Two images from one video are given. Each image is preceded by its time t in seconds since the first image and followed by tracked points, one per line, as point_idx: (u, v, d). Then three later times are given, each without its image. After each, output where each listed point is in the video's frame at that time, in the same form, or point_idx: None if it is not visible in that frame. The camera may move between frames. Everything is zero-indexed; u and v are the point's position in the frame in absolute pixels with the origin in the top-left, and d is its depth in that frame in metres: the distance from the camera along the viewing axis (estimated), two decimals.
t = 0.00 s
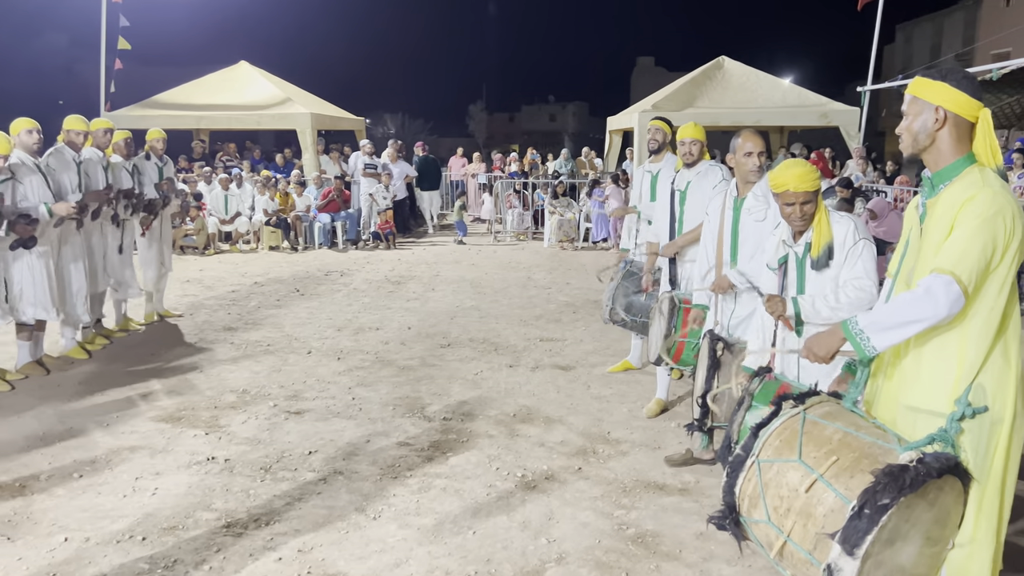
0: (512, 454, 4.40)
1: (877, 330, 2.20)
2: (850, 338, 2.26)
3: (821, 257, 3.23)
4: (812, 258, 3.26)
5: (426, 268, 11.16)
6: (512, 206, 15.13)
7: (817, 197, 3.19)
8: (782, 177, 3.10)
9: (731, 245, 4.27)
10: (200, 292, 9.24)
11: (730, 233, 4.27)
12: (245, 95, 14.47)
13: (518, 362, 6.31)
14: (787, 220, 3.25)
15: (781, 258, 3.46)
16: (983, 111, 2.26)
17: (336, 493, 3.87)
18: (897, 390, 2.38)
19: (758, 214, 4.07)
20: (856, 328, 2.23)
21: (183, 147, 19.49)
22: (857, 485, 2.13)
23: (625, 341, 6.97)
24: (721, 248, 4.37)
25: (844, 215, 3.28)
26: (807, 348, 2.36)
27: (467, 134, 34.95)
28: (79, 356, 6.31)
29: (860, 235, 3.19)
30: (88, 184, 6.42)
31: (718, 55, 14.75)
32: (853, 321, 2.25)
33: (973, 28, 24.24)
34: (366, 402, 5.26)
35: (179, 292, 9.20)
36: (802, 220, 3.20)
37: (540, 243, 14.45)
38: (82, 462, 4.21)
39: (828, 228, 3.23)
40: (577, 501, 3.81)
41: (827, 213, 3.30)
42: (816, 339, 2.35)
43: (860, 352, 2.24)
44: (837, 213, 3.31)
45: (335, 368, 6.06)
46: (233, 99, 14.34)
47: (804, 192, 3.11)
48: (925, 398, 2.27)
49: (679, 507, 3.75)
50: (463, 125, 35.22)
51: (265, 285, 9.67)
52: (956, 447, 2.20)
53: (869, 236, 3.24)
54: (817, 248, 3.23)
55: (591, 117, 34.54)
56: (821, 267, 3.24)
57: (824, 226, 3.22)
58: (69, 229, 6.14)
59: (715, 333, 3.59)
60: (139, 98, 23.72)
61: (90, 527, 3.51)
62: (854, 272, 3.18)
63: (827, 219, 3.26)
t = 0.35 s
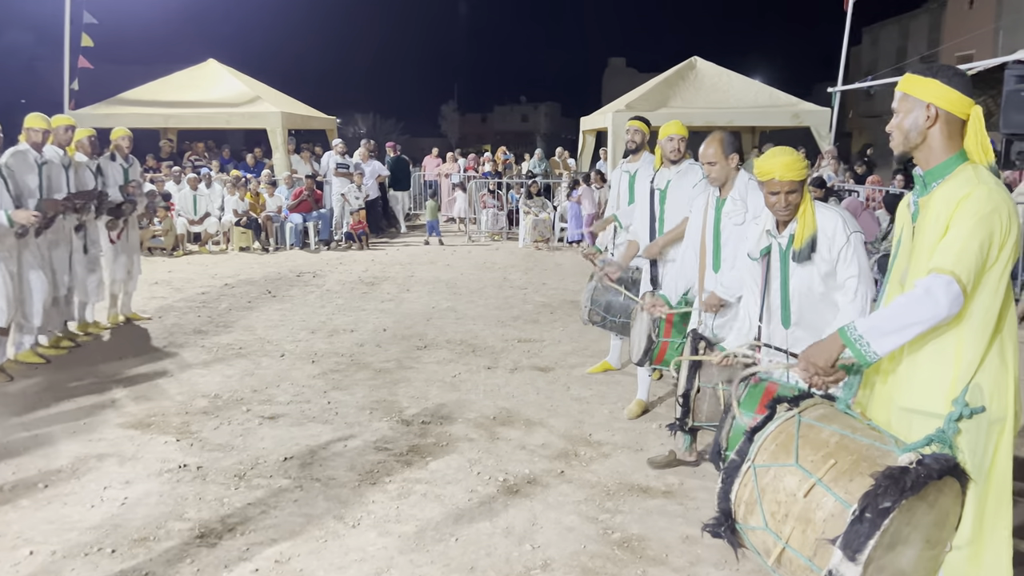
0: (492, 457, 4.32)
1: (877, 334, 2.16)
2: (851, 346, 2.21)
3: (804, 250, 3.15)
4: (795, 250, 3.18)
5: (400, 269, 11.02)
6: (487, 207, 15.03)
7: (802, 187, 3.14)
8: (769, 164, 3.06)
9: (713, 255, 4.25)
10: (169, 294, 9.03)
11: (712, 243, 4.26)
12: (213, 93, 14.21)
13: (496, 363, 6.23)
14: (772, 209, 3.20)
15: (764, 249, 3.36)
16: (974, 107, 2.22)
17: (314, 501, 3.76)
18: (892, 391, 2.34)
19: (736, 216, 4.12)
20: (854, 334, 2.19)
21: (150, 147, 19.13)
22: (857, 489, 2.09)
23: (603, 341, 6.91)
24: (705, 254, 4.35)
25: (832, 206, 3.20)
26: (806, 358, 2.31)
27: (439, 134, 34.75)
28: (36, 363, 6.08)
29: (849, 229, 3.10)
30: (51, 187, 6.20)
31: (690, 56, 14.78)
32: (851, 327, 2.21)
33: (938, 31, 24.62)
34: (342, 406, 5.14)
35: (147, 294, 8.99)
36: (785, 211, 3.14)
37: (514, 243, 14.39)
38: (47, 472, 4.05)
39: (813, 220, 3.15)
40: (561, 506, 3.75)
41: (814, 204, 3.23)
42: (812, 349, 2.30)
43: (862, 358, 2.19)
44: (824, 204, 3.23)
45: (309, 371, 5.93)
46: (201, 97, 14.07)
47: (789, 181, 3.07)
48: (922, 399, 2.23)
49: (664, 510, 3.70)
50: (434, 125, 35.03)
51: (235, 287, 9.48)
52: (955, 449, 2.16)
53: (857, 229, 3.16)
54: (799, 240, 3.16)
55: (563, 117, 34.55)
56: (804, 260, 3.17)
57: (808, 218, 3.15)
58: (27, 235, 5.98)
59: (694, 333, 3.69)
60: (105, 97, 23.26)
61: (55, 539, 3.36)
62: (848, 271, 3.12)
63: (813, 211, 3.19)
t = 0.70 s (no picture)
0: (468, 465, 4.22)
1: (866, 341, 2.11)
2: (838, 355, 2.17)
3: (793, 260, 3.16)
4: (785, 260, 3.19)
5: (366, 271, 10.87)
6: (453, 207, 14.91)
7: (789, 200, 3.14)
8: (755, 182, 3.03)
9: (689, 253, 4.21)
10: (128, 298, 8.77)
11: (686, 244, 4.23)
12: (172, 91, 13.87)
13: (468, 367, 6.14)
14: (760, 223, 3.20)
15: (750, 258, 3.38)
16: (963, 113, 2.20)
17: (284, 513, 3.64)
18: (882, 399, 2.30)
19: (709, 223, 4.09)
20: (842, 343, 2.15)
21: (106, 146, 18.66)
22: (852, 500, 2.05)
23: (575, 344, 6.86)
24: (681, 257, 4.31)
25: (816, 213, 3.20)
26: (798, 371, 2.27)
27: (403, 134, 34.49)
28: None
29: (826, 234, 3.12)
30: None
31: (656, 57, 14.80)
32: (839, 335, 2.17)
33: (894, 36, 25.07)
34: (310, 413, 5.01)
35: (104, 298, 8.72)
36: (774, 225, 3.15)
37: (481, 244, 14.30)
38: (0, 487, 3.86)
39: (799, 230, 3.15)
40: (539, 514, 3.67)
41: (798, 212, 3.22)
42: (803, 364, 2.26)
43: (849, 368, 2.15)
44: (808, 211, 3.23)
45: (276, 377, 5.78)
46: (159, 95, 13.72)
47: (777, 199, 3.06)
48: (913, 407, 2.19)
49: (645, 517, 3.64)
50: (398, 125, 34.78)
51: (197, 290, 9.24)
52: (948, 458, 2.13)
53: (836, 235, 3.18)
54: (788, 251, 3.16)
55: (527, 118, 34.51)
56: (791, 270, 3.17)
57: (796, 228, 3.15)
58: None
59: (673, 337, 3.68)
60: (57, 94, 22.64)
61: (10, 559, 3.19)
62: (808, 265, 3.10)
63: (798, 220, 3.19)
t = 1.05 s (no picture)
0: (461, 464, 4.16)
1: (875, 338, 2.07)
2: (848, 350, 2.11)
3: (792, 256, 3.08)
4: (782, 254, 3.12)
5: (355, 267, 10.77)
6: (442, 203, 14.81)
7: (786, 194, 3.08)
8: (751, 173, 2.97)
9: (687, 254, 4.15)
10: (112, 294, 8.65)
11: (684, 244, 4.17)
12: (157, 84, 13.70)
13: (460, 364, 6.07)
14: (757, 218, 3.15)
15: (751, 256, 3.29)
16: (977, 106, 2.15)
17: (275, 513, 3.56)
18: (892, 397, 2.26)
19: (708, 219, 4.03)
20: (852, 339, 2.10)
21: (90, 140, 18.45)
22: (862, 501, 2.00)
23: (567, 341, 6.81)
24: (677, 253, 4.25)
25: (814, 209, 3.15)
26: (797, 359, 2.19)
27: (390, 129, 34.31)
28: None
29: (829, 232, 3.07)
30: None
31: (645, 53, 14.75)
32: (850, 334, 2.11)
33: (880, 32, 25.15)
34: (300, 411, 4.93)
35: (88, 294, 8.59)
36: (771, 219, 3.09)
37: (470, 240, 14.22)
38: None
39: (798, 226, 3.09)
40: (535, 514, 3.61)
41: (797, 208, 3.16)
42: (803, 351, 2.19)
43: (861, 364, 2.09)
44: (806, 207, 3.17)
45: (264, 375, 5.69)
46: (143, 89, 13.55)
47: (772, 190, 2.99)
48: (924, 405, 2.15)
49: (642, 516, 3.60)
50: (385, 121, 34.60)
51: (183, 286, 9.13)
52: (959, 457, 2.09)
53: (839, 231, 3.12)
54: (786, 246, 3.09)
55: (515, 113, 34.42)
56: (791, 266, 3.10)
57: (794, 224, 3.09)
58: None
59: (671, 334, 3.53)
60: (40, 88, 22.38)
61: None
62: (822, 271, 3.07)
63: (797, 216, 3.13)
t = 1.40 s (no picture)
0: (458, 463, 4.07)
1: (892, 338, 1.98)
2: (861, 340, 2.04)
3: (800, 247, 2.99)
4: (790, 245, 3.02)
5: (352, 262, 10.66)
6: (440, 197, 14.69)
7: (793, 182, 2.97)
8: (756, 162, 2.89)
9: (687, 244, 4.07)
10: (107, 289, 8.55)
11: (684, 236, 4.08)
12: (153, 77, 13.56)
13: (457, 361, 5.98)
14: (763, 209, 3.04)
15: (757, 246, 3.24)
16: (996, 94, 2.06)
17: (266, 515, 3.47)
18: (905, 398, 2.16)
19: (709, 216, 3.94)
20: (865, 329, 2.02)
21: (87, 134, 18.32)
22: (874, 508, 1.91)
23: (566, 337, 6.71)
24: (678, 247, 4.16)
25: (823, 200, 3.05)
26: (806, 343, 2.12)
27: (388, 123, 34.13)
28: None
29: (840, 222, 2.98)
30: None
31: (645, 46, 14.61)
32: (862, 322, 2.04)
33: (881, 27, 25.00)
34: (294, 409, 4.84)
35: (82, 289, 8.48)
36: (777, 209, 2.98)
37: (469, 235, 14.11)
38: None
39: (807, 216, 2.99)
40: (533, 515, 3.53)
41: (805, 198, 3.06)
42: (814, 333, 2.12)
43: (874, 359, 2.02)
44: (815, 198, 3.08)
45: (259, 371, 5.60)
46: (138, 82, 13.42)
47: (778, 179, 2.90)
48: (940, 408, 2.05)
49: (643, 518, 3.51)
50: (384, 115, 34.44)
51: (178, 281, 9.02)
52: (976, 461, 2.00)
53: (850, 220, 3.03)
54: (795, 237, 2.99)
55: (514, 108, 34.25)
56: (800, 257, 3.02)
57: (802, 213, 2.98)
58: None
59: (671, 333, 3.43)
60: (36, 82, 22.25)
61: None
62: (836, 263, 2.98)
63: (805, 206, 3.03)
